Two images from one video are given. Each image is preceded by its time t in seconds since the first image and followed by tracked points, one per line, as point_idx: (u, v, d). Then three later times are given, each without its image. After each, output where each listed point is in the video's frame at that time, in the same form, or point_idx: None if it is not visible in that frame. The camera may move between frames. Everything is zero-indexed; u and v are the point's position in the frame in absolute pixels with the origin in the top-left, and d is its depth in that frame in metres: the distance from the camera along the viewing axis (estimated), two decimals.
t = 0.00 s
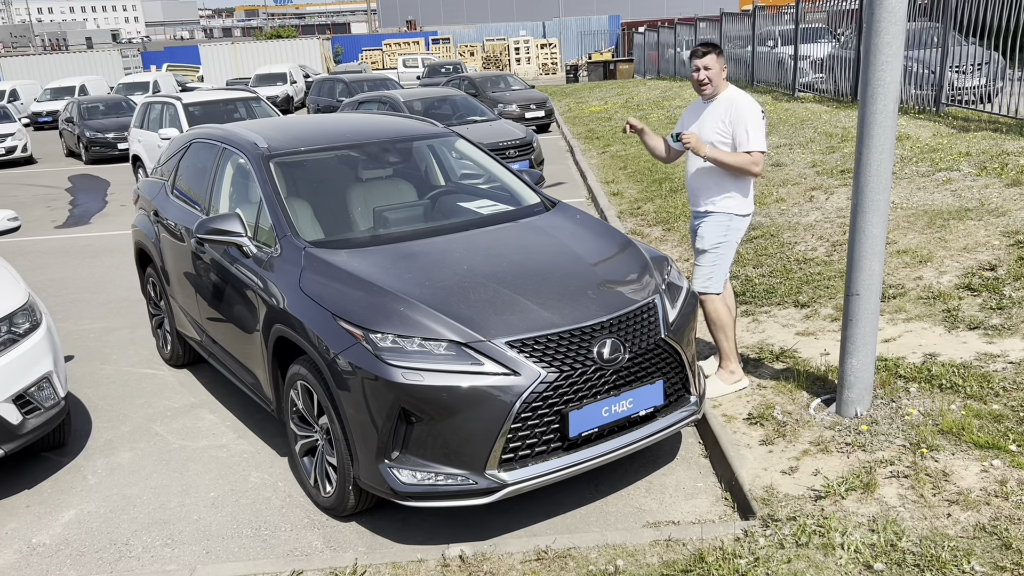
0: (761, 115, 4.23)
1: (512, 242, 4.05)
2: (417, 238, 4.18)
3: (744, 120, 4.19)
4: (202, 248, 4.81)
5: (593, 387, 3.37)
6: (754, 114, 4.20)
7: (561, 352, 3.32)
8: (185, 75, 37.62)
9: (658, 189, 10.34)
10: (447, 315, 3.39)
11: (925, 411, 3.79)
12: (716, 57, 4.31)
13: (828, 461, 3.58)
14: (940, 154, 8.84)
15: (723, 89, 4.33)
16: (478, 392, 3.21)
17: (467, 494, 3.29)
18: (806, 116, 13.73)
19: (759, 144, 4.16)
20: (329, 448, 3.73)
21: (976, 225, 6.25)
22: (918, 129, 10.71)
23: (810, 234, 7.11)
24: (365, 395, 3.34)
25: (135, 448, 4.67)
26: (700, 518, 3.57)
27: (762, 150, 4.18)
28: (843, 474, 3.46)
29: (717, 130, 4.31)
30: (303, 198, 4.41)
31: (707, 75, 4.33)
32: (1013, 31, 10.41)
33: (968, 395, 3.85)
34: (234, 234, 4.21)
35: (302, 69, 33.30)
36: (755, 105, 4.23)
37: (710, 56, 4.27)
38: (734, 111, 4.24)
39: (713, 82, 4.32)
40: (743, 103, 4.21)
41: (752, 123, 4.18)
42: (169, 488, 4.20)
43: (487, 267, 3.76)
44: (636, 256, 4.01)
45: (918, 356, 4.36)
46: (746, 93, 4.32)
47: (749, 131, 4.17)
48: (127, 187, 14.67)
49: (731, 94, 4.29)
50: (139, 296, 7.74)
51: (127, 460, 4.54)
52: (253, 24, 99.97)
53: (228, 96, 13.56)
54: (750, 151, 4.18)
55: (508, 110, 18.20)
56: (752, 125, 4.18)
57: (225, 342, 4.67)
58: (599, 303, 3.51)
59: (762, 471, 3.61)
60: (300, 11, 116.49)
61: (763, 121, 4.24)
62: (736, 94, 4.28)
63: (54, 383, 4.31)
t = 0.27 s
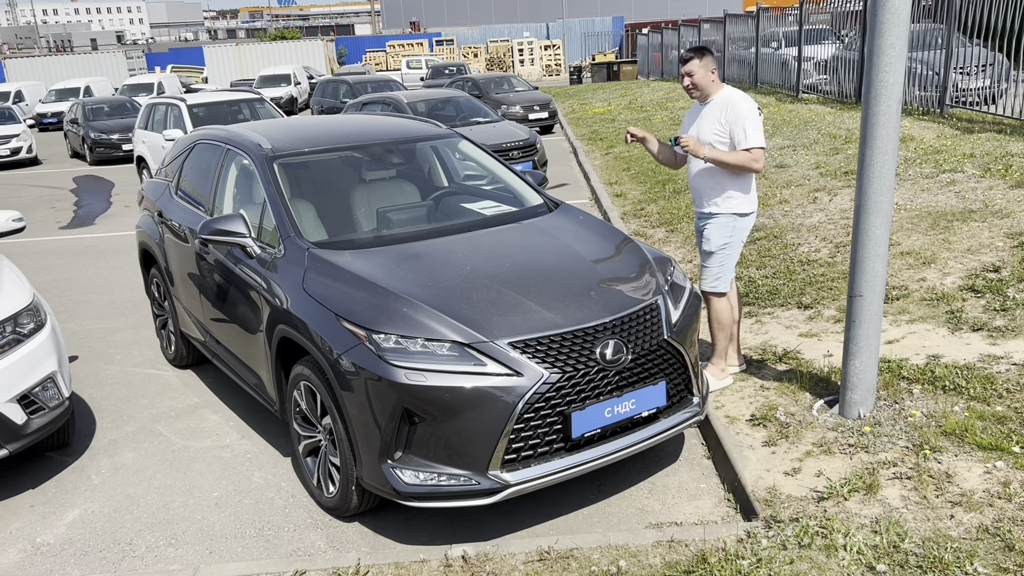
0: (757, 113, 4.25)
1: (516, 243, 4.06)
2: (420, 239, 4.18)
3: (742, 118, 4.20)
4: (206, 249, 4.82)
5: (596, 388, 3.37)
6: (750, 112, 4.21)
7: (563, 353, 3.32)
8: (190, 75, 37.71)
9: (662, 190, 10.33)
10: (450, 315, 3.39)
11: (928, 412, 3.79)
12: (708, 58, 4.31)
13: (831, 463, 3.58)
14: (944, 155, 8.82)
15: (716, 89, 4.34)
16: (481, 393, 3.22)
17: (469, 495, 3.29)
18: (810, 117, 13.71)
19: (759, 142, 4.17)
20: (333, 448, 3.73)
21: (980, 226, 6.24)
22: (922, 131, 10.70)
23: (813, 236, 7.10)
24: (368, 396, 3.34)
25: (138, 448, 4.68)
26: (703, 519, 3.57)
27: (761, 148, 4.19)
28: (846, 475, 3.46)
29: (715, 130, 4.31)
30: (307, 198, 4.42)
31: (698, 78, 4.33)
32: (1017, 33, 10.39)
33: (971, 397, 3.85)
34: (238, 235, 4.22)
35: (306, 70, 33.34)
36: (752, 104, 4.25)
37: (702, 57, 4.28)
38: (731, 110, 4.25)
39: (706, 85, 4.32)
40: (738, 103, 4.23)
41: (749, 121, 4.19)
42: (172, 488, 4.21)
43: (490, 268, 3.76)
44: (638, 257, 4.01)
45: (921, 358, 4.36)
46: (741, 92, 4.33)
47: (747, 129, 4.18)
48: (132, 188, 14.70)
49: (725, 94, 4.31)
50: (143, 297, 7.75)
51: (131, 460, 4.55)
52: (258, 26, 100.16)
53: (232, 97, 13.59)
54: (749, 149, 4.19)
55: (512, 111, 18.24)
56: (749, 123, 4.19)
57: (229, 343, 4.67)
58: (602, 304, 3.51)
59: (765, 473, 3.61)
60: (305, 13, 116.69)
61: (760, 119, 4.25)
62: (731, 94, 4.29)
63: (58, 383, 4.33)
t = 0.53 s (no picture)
0: (753, 118, 4.21)
1: (519, 244, 4.06)
2: (423, 239, 4.19)
3: (735, 124, 4.18)
4: (209, 249, 4.83)
5: (598, 389, 3.37)
6: (745, 117, 4.18)
7: (566, 353, 3.32)
8: (193, 76, 37.76)
9: (665, 191, 10.32)
10: (452, 316, 3.39)
11: (931, 414, 3.78)
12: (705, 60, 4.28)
13: (834, 464, 3.58)
14: (947, 156, 8.81)
15: (713, 92, 4.32)
16: (483, 393, 3.22)
17: (472, 495, 3.29)
18: (813, 118, 13.68)
19: (751, 149, 4.15)
20: (335, 448, 3.74)
21: (984, 228, 6.23)
22: (926, 132, 10.68)
23: (816, 237, 7.10)
24: (370, 396, 3.34)
25: (141, 448, 4.69)
26: (705, 520, 3.57)
27: (754, 154, 4.17)
28: (848, 476, 3.46)
29: (710, 133, 4.31)
30: (310, 199, 4.42)
31: (695, 81, 4.31)
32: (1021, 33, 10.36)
33: (975, 398, 3.84)
34: (242, 235, 4.23)
35: (310, 71, 33.37)
36: (748, 109, 4.22)
37: (697, 61, 4.26)
38: (725, 115, 4.24)
39: (702, 88, 4.30)
40: (734, 107, 4.21)
41: (743, 126, 4.17)
42: (175, 488, 4.21)
43: (492, 268, 3.77)
44: (641, 258, 4.01)
45: (925, 359, 4.35)
46: (739, 95, 4.29)
47: (740, 134, 4.16)
48: (135, 188, 14.73)
49: (721, 98, 4.28)
50: (146, 297, 7.76)
51: (134, 460, 4.55)
52: (261, 26, 100.27)
53: (235, 98, 13.61)
54: (741, 155, 4.17)
55: (515, 112, 18.25)
56: (742, 129, 4.17)
57: (232, 343, 4.68)
58: (605, 304, 3.51)
59: (768, 474, 3.61)
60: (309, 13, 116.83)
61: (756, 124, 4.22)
62: (727, 98, 4.27)
63: (62, 383, 4.34)
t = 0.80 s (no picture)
0: (752, 123, 4.19)
1: (521, 244, 4.06)
2: (426, 239, 4.19)
3: (733, 128, 4.17)
4: (212, 248, 4.84)
5: (601, 389, 3.37)
6: (744, 121, 4.16)
7: (568, 353, 3.32)
8: (197, 75, 37.81)
9: (668, 192, 10.32)
10: (455, 316, 3.39)
11: (934, 415, 3.77)
12: (708, 64, 4.29)
13: (837, 465, 3.57)
14: (951, 157, 8.79)
15: (716, 95, 4.31)
16: (485, 393, 3.22)
17: (474, 495, 3.29)
18: (816, 119, 13.66)
19: (747, 154, 4.13)
20: (338, 448, 3.74)
21: (988, 229, 6.22)
22: (929, 133, 10.67)
23: (819, 237, 7.09)
24: (373, 395, 3.35)
25: (144, 447, 4.70)
26: (708, 520, 3.56)
27: (750, 159, 4.15)
28: (851, 477, 3.45)
29: (709, 135, 4.30)
30: (313, 198, 4.42)
31: (698, 83, 4.33)
32: None
33: (978, 399, 3.84)
34: (245, 235, 4.23)
35: (313, 71, 33.41)
36: (747, 113, 4.19)
37: (700, 63, 4.29)
38: (723, 118, 4.23)
39: (703, 91, 4.31)
40: (733, 111, 4.19)
41: (740, 130, 4.15)
42: (177, 487, 4.22)
43: (495, 268, 3.77)
44: (644, 258, 4.01)
45: (928, 360, 4.34)
46: (742, 99, 4.26)
47: (736, 139, 4.15)
48: (139, 188, 14.75)
49: (722, 101, 4.27)
50: (150, 296, 7.77)
51: (137, 459, 4.56)
52: (265, 26, 100.37)
53: (239, 97, 13.63)
54: (736, 159, 4.16)
55: (518, 112, 18.26)
56: (738, 133, 4.15)
57: (235, 342, 4.68)
58: (607, 305, 3.51)
59: (770, 474, 3.60)
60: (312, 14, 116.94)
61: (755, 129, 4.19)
62: (728, 101, 4.25)
63: (65, 382, 4.35)
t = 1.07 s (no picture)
0: (746, 129, 4.17)
1: (525, 244, 4.06)
2: (429, 239, 4.19)
3: (725, 137, 4.17)
4: (216, 248, 4.84)
5: (604, 390, 3.37)
6: (737, 129, 4.15)
7: (572, 354, 3.32)
8: (201, 75, 37.86)
9: (671, 192, 10.31)
10: (458, 316, 3.39)
11: (938, 416, 3.77)
12: (702, 71, 4.30)
13: (840, 466, 3.57)
14: (955, 158, 8.78)
15: (712, 101, 4.31)
16: (488, 393, 3.22)
17: (477, 495, 3.29)
18: (820, 120, 13.64)
19: (740, 163, 4.14)
20: (341, 448, 3.74)
21: (992, 230, 6.21)
22: (934, 134, 10.65)
23: (823, 238, 7.08)
24: (376, 395, 3.35)
25: (147, 446, 4.70)
26: (711, 522, 3.56)
27: (743, 167, 4.15)
28: (855, 479, 3.45)
29: (706, 141, 4.31)
30: (316, 198, 4.43)
31: (694, 91, 4.35)
32: None
33: (983, 401, 3.83)
34: (248, 235, 4.24)
35: (317, 71, 33.44)
36: (741, 120, 4.17)
37: (694, 70, 4.31)
38: (718, 126, 4.23)
39: (698, 99, 4.33)
40: (725, 119, 4.19)
41: (732, 139, 4.14)
42: (180, 486, 4.22)
43: (498, 268, 3.77)
44: (648, 259, 4.00)
45: (932, 361, 4.34)
46: (737, 104, 4.24)
47: (729, 148, 4.15)
48: (143, 188, 14.77)
49: (718, 107, 4.27)
50: (153, 296, 7.78)
51: (140, 458, 4.57)
52: (269, 26, 100.52)
53: (243, 97, 13.65)
54: (729, 168, 4.16)
55: (522, 113, 18.26)
56: (730, 142, 4.15)
57: (238, 342, 4.69)
58: (611, 305, 3.51)
59: (774, 476, 3.59)
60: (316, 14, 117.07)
61: (749, 136, 4.17)
62: (723, 107, 4.24)
63: (69, 381, 4.35)
